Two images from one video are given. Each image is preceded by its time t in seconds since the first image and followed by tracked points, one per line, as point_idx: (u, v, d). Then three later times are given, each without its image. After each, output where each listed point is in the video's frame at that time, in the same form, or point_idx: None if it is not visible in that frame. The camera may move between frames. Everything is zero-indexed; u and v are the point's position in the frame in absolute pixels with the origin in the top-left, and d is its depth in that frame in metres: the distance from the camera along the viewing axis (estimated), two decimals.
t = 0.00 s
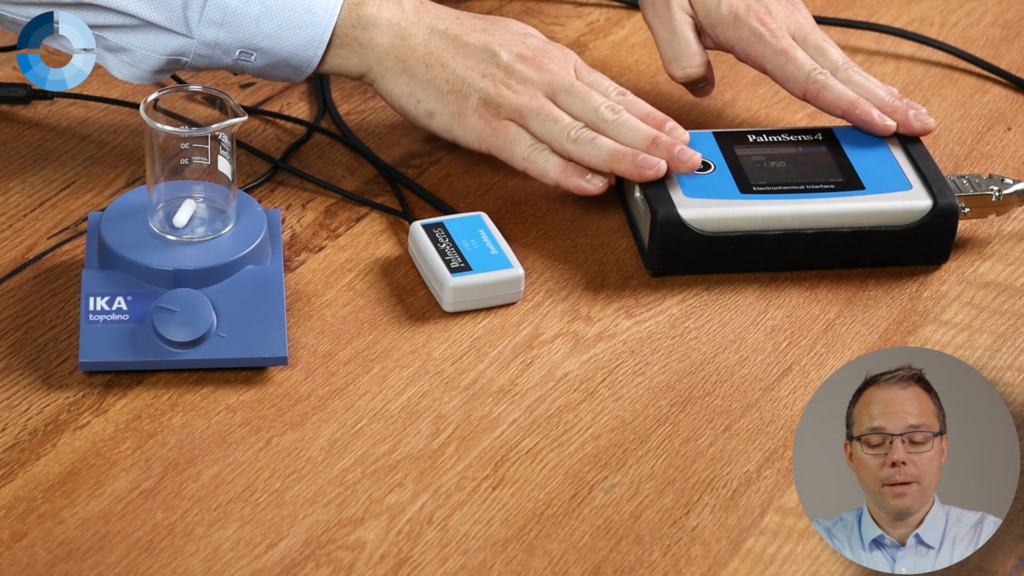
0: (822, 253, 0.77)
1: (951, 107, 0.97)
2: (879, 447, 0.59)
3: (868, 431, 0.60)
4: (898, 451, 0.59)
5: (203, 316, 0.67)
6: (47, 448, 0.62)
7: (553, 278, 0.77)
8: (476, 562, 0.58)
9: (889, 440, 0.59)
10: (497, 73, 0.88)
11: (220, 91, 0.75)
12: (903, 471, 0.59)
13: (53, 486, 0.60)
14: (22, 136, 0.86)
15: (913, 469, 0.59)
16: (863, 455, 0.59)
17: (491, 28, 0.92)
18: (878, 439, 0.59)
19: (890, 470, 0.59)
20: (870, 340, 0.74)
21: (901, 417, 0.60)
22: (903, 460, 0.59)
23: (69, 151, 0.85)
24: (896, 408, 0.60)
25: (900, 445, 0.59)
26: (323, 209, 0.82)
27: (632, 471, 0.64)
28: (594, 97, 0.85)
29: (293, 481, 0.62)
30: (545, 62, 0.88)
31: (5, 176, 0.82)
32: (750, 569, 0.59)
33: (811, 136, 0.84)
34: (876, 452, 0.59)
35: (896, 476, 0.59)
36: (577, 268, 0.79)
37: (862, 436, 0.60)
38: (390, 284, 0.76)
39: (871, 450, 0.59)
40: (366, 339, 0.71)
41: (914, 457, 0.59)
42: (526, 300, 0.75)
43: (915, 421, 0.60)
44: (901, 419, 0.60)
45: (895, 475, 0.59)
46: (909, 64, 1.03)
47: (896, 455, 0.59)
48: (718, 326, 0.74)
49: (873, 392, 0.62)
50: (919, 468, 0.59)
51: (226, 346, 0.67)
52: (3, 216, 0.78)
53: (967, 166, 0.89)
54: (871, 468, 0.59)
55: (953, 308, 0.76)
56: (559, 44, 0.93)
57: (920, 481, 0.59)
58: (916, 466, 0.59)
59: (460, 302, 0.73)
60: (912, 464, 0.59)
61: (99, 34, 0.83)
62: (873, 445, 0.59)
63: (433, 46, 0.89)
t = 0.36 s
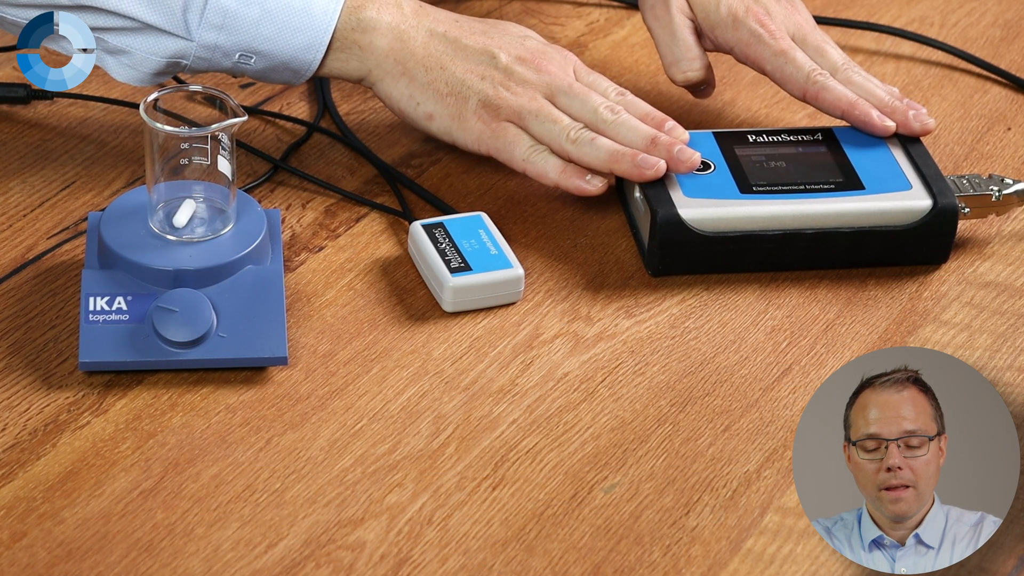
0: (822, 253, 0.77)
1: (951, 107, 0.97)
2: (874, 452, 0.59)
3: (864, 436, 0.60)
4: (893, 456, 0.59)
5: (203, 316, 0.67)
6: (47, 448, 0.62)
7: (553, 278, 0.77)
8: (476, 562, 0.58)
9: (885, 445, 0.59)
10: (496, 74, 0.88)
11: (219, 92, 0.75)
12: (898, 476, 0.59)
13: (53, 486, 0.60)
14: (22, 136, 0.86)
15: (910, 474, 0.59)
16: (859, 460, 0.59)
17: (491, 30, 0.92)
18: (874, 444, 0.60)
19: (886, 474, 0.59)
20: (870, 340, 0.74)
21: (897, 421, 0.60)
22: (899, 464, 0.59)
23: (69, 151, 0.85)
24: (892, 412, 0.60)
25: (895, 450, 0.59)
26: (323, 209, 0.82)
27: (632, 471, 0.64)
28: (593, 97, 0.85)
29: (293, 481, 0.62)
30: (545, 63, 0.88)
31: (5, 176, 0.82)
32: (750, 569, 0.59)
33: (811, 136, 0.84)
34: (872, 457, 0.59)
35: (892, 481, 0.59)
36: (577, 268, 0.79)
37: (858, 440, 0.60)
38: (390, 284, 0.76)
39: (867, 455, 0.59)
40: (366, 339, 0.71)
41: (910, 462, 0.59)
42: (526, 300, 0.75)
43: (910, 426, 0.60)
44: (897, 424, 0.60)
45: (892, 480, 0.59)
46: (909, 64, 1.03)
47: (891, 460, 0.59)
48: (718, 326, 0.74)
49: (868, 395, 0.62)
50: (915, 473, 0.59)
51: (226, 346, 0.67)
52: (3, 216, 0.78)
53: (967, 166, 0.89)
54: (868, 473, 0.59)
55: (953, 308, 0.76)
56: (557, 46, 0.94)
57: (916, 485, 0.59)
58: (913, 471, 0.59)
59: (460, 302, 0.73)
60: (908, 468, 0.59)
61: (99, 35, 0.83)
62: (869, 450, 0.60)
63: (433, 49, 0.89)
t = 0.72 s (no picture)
0: (821, 254, 0.77)
1: (951, 107, 0.97)
2: (876, 445, 0.59)
3: (867, 430, 0.60)
4: (895, 449, 0.59)
5: (203, 316, 0.67)
6: (47, 448, 0.62)
7: (553, 278, 0.77)
8: (476, 562, 0.59)
9: (887, 439, 0.59)
10: (469, 78, 0.88)
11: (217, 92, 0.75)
12: (899, 469, 0.59)
13: (53, 486, 0.60)
14: (22, 136, 0.86)
15: (911, 467, 0.59)
16: (861, 454, 0.59)
17: (462, 33, 0.92)
18: (875, 437, 0.60)
19: (888, 467, 0.59)
20: (870, 340, 0.74)
21: (899, 416, 0.60)
22: (901, 457, 0.59)
23: (68, 152, 0.85)
24: (894, 408, 0.60)
25: (897, 444, 0.59)
26: (323, 209, 0.82)
27: (632, 471, 0.64)
28: (571, 94, 0.85)
29: (293, 481, 0.62)
30: (517, 64, 0.88)
31: (5, 176, 0.82)
32: (750, 569, 0.59)
33: (811, 136, 0.84)
34: (874, 450, 0.59)
35: (893, 474, 0.59)
36: (577, 268, 0.79)
37: (860, 434, 0.60)
38: (390, 284, 0.76)
39: (869, 448, 0.59)
40: (366, 339, 0.71)
41: (912, 455, 0.59)
42: (526, 300, 0.75)
43: (912, 420, 0.60)
44: (898, 418, 0.60)
45: (893, 473, 0.59)
46: (910, 64, 1.03)
47: (893, 453, 0.59)
48: (718, 326, 0.74)
49: (870, 392, 0.62)
50: (916, 467, 0.59)
51: (226, 345, 0.67)
52: (2, 216, 0.78)
53: (967, 166, 0.89)
54: (869, 467, 0.59)
55: (953, 308, 0.76)
56: (534, 44, 0.94)
57: (917, 480, 0.59)
58: (914, 464, 0.59)
59: (460, 302, 0.73)
60: (909, 462, 0.59)
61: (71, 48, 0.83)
62: (871, 443, 0.60)
63: (403, 57, 0.88)
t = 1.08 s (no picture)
0: (822, 254, 0.77)
1: (951, 107, 0.97)
2: (878, 444, 0.59)
3: (869, 429, 0.60)
4: (898, 449, 0.59)
5: (203, 316, 0.67)
6: (47, 448, 0.62)
7: (553, 278, 0.77)
8: (475, 562, 0.59)
9: (889, 438, 0.60)
10: (301, 58, 0.76)
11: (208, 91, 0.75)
12: (901, 468, 0.59)
13: (53, 486, 0.60)
14: (21, 136, 0.86)
15: (913, 467, 0.59)
16: (863, 452, 0.60)
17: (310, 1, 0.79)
18: (878, 436, 0.60)
19: (889, 466, 0.59)
20: (870, 340, 0.74)
21: (902, 416, 0.60)
22: (903, 457, 0.59)
23: (69, 151, 0.85)
24: (897, 407, 0.60)
25: (900, 443, 0.59)
26: (323, 209, 0.82)
27: (632, 471, 0.64)
28: (397, 88, 0.75)
29: (293, 481, 0.62)
30: (350, 46, 0.76)
31: (5, 176, 0.82)
32: (750, 569, 0.59)
33: (812, 136, 0.83)
34: (875, 449, 0.59)
35: (895, 473, 0.59)
36: (577, 268, 0.79)
37: (863, 433, 0.60)
38: (390, 284, 0.76)
39: (871, 447, 0.60)
40: (366, 339, 0.71)
41: (914, 454, 0.59)
42: (526, 300, 0.75)
43: (915, 420, 0.60)
44: (901, 418, 0.60)
45: (895, 472, 0.59)
46: (909, 64, 1.03)
47: (896, 453, 0.59)
48: (718, 326, 0.74)
49: (873, 392, 0.62)
50: (919, 466, 0.59)
51: (226, 345, 0.67)
52: (3, 216, 0.78)
53: (967, 166, 0.89)
54: (871, 465, 0.59)
55: (953, 308, 0.76)
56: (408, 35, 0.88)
57: (920, 479, 0.59)
58: (916, 464, 0.59)
59: (460, 302, 0.73)
60: (911, 461, 0.59)
61: None
62: (873, 442, 0.60)
63: (239, 34, 0.77)
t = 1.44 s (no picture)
0: (821, 254, 0.77)
1: (951, 107, 0.97)
2: (877, 450, 0.59)
3: (867, 434, 0.60)
4: (895, 454, 0.59)
5: (203, 316, 0.67)
6: (47, 448, 0.62)
7: (553, 278, 0.77)
8: (476, 562, 0.59)
9: (887, 443, 0.59)
10: (234, 82, 0.87)
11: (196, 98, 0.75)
12: (899, 473, 0.59)
13: (53, 486, 0.60)
14: (21, 137, 0.86)
15: (911, 472, 0.59)
16: (860, 457, 0.60)
17: (244, 27, 0.90)
18: (876, 442, 0.60)
19: (887, 471, 0.59)
20: (870, 340, 0.74)
21: (900, 421, 0.60)
22: (901, 463, 0.59)
23: (68, 151, 0.85)
24: (895, 412, 0.60)
25: (897, 450, 0.59)
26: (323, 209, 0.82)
27: (632, 471, 0.64)
28: (328, 116, 0.83)
29: (293, 481, 0.62)
30: (283, 71, 0.86)
31: (5, 176, 0.82)
32: (751, 570, 0.59)
33: (811, 136, 0.83)
34: (874, 454, 0.59)
35: (892, 478, 0.59)
36: (577, 267, 0.79)
37: (861, 438, 0.60)
38: (389, 284, 0.76)
39: (869, 452, 0.60)
40: (366, 339, 0.71)
41: (912, 461, 0.59)
42: (526, 300, 0.75)
43: (913, 426, 0.60)
44: (899, 423, 0.60)
45: (892, 477, 0.59)
46: (909, 64, 1.03)
47: (893, 459, 0.59)
48: (718, 326, 0.74)
49: (872, 394, 0.61)
50: (917, 471, 0.59)
51: (226, 345, 0.67)
52: (3, 216, 0.78)
53: (967, 166, 0.89)
54: (869, 470, 0.59)
55: (953, 308, 0.76)
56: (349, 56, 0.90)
57: (918, 483, 0.59)
58: (914, 469, 0.59)
59: (460, 302, 0.73)
60: (909, 466, 0.59)
61: None
62: (871, 447, 0.60)
63: (176, 55, 0.88)
